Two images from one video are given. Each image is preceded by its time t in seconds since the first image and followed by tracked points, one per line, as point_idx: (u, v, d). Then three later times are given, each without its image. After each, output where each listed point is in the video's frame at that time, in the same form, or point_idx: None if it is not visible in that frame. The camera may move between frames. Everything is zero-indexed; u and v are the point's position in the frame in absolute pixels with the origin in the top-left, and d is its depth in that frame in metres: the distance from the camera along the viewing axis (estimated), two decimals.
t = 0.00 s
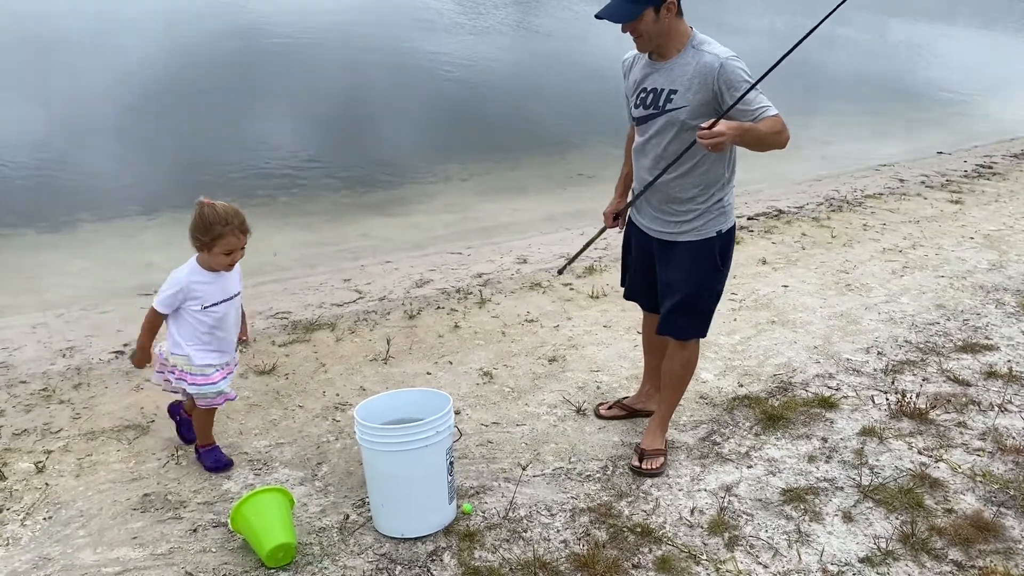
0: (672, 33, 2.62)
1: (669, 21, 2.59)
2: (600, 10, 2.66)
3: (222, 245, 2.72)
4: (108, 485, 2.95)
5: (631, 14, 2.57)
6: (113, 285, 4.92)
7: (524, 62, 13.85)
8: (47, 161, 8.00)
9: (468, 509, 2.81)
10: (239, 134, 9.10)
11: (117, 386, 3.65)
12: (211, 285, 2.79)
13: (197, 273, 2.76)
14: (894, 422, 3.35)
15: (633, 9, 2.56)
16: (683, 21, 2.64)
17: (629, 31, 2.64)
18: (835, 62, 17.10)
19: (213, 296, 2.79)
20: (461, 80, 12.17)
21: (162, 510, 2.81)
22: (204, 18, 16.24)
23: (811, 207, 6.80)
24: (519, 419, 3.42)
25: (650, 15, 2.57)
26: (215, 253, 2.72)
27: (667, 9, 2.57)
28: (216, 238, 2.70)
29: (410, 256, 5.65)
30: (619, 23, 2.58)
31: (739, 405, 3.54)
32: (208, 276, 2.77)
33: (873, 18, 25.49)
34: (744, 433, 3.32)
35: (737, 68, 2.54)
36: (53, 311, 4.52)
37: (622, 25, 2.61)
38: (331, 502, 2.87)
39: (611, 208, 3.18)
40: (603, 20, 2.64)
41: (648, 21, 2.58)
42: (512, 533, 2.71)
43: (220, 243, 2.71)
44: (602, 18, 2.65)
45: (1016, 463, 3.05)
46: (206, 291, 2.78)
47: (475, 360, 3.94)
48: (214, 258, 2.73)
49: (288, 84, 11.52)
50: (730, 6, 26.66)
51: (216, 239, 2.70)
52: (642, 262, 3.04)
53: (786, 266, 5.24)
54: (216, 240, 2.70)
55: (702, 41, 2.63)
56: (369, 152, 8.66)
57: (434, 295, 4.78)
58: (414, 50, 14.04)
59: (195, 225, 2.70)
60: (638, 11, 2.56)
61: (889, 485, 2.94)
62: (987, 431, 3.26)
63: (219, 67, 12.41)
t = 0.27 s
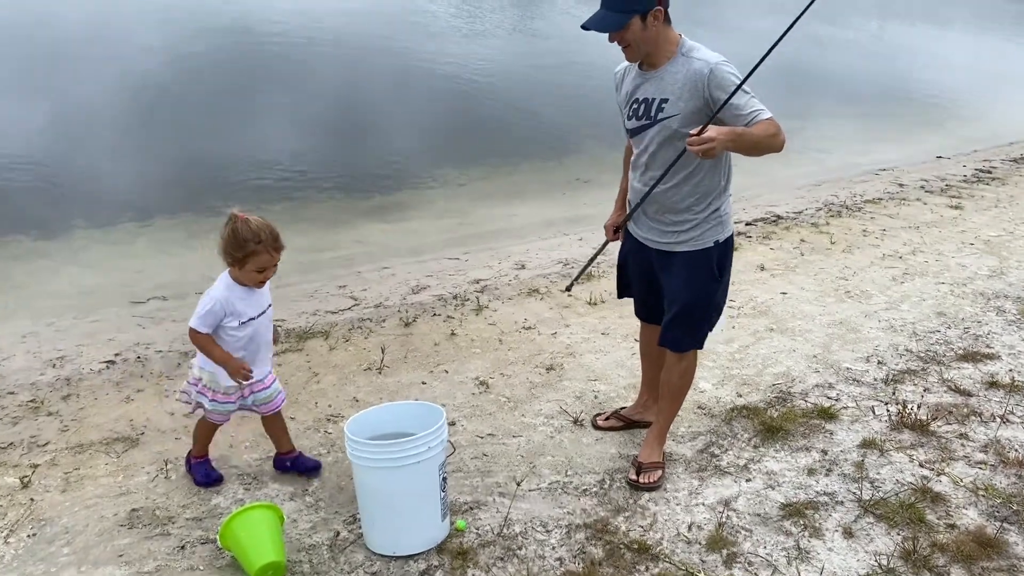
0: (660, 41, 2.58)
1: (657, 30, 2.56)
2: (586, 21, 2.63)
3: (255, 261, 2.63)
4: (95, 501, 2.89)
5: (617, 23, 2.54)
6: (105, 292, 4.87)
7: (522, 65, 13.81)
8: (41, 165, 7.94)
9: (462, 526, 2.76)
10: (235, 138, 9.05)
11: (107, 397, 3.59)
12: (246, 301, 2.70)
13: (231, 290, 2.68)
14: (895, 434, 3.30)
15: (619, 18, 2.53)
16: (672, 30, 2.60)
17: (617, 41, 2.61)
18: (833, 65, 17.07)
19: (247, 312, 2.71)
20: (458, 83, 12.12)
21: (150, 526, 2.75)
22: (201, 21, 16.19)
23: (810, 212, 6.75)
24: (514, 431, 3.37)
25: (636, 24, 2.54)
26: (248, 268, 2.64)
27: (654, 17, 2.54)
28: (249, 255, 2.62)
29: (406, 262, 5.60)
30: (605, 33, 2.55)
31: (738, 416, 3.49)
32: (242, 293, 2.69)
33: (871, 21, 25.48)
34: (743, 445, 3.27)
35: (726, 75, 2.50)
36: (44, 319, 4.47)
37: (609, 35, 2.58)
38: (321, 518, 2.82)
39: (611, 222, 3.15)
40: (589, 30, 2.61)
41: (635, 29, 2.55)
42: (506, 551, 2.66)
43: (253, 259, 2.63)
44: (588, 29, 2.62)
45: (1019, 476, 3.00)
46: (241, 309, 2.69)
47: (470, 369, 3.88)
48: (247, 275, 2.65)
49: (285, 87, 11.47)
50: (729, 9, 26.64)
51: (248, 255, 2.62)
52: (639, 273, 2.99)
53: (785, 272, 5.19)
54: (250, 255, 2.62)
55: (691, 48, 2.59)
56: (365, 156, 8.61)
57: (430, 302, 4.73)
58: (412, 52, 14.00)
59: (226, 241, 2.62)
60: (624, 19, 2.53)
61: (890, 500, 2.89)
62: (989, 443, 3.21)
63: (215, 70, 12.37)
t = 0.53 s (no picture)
0: (643, 56, 2.51)
1: (639, 44, 2.49)
2: (566, 36, 2.57)
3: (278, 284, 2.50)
4: (68, 530, 2.79)
5: (597, 38, 2.48)
6: (88, 310, 4.78)
7: (517, 77, 13.78)
8: (30, 179, 7.87)
9: (447, 556, 2.66)
10: (226, 151, 8.98)
11: (85, 420, 3.50)
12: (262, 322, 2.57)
13: (248, 308, 2.56)
14: (894, 457, 3.22)
15: (599, 33, 2.47)
16: (655, 43, 2.53)
17: (598, 56, 2.55)
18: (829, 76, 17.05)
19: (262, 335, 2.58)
20: (452, 96, 12.07)
21: (124, 556, 2.65)
22: (196, 32, 16.16)
23: (806, 225, 6.68)
24: (502, 455, 3.28)
25: (617, 38, 2.48)
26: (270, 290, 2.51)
27: (635, 31, 2.48)
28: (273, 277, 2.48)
29: (396, 278, 5.51)
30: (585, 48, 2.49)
31: (733, 438, 3.40)
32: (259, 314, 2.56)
33: (867, 32, 25.52)
34: (738, 469, 3.18)
35: (710, 87, 2.43)
36: (25, 338, 4.38)
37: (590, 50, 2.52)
38: (302, 547, 2.72)
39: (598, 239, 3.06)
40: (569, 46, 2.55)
41: (615, 44, 2.48)
42: None
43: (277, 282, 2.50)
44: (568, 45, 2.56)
45: (1022, 501, 2.91)
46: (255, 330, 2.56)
47: (459, 390, 3.79)
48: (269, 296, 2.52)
49: (279, 99, 11.42)
50: (725, 20, 26.68)
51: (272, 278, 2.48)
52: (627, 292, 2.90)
53: (781, 288, 5.11)
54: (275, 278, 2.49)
55: (675, 61, 2.52)
56: (358, 169, 8.54)
57: (419, 320, 4.64)
58: (406, 64, 13.96)
59: (256, 258, 2.48)
60: (604, 34, 2.47)
61: (889, 526, 2.80)
62: (990, 466, 3.13)
63: (209, 82, 12.32)
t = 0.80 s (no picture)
0: (631, 66, 2.45)
1: (627, 53, 2.43)
2: (552, 47, 2.50)
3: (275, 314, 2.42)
4: (46, 554, 2.70)
5: (584, 48, 2.42)
6: (72, 325, 4.69)
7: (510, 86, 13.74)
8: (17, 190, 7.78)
9: None
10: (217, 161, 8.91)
11: (67, 439, 3.41)
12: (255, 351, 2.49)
13: (240, 335, 2.47)
14: (895, 473, 3.15)
15: (586, 42, 2.41)
16: (643, 52, 2.47)
17: (585, 67, 2.49)
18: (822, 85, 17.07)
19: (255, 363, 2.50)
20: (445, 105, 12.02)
21: None
22: (188, 41, 16.10)
23: (801, 236, 6.63)
24: (495, 474, 3.20)
25: (604, 47, 2.42)
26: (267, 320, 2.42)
27: (623, 40, 2.42)
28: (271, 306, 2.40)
29: (387, 291, 5.43)
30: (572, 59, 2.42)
31: (731, 455, 3.33)
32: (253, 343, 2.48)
33: (859, 41, 25.59)
34: (737, 487, 3.11)
35: (702, 95, 2.37)
36: (8, 354, 4.29)
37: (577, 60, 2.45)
38: (288, 571, 2.63)
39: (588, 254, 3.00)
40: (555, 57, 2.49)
41: (603, 53, 2.42)
42: None
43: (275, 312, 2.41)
44: (554, 55, 2.49)
45: None
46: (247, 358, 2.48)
47: (451, 406, 3.71)
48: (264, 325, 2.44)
49: (270, 110, 11.36)
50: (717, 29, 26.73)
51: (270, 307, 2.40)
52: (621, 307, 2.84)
53: (777, 299, 5.05)
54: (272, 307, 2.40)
55: (664, 70, 2.46)
56: (349, 179, 8.47)
57: (410, 334, 4.57)
58: (399, 73, 13.92)
59: (254, 288, 2.38)
60: (592, 43, 2.41)
61: (893, 547, 2.72)
62: (993, 483, 3.06)
63: (200, 91, 12.24)
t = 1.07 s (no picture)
0: (625, 62, 2.38)
1: (621, 49, 2.36)
2: (543, 41, 2.43)
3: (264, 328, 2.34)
4: (24, 566, 2.61)
5: (577, 42, 2.35)
6: (54, 324, 4.59)
7: (499, 79, 13.65)
8: None
9: None
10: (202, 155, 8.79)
11: (47, 444, 3.32)
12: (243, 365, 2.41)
13: (227, 348, 2.39)
14: (894, 475, 3.10)
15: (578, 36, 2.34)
16: (637, 47, 2.40)
17: (577, 62, 2.41)
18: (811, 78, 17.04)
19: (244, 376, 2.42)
20: (433, 98, 11.92)
21: None
22: (173, 34, 15.93)
23: (793, 231, 6.59)
24: (487, 478, 3.13)
25: (597, 42, 2.35)
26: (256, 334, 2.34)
27: (616, 35, 2.35)
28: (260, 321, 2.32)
29: (376, 289, 5.35)
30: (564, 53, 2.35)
31: (727, 456, 3.27)
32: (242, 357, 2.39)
33: (846, 33, 25.59)
34: (734, 490, 3.05)
35: (699, 91, 2.30)
36: None
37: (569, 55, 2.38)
38: None
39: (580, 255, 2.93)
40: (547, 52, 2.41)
41: (596, 48, 2.35)
42: None
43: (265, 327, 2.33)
44: (545, 49, 2.42)
45: None
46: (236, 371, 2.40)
47: (442, 407, 3.64)
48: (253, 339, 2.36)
49: (256, 103, 11.23)
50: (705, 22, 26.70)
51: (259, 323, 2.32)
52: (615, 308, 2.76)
53: (770, 296, 5.00)
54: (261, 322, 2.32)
55: (659, 65, 2.39)
56: (336, 174, 8.37)
57: (400, 332, 4.49)
58: (386, 66, 13.81)
59: (242, 301, 2.30)
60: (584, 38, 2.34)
61: (893, 551, 2.67)
62: (993, 484, 3.01)
63: (185, 84, 12.10)
